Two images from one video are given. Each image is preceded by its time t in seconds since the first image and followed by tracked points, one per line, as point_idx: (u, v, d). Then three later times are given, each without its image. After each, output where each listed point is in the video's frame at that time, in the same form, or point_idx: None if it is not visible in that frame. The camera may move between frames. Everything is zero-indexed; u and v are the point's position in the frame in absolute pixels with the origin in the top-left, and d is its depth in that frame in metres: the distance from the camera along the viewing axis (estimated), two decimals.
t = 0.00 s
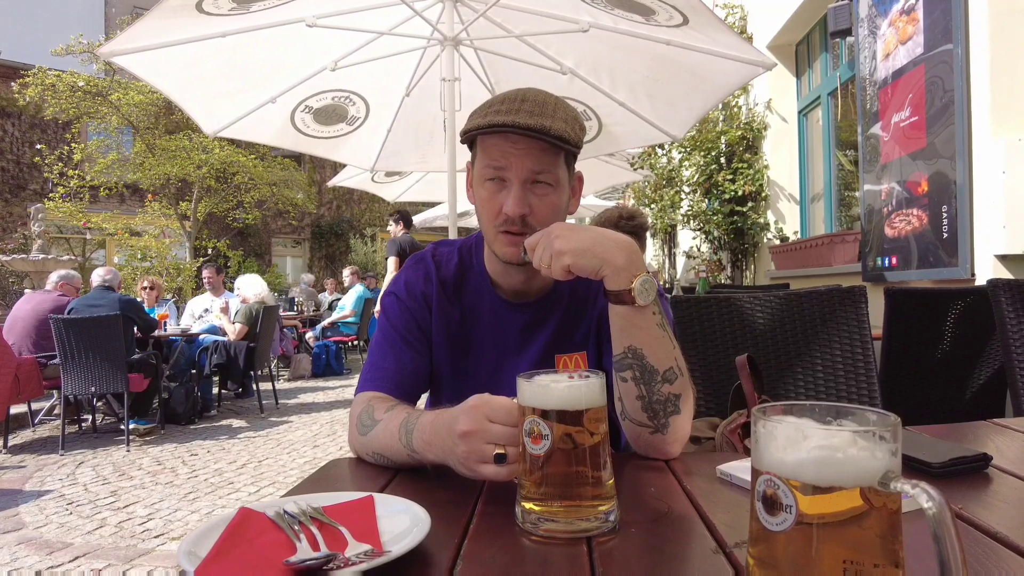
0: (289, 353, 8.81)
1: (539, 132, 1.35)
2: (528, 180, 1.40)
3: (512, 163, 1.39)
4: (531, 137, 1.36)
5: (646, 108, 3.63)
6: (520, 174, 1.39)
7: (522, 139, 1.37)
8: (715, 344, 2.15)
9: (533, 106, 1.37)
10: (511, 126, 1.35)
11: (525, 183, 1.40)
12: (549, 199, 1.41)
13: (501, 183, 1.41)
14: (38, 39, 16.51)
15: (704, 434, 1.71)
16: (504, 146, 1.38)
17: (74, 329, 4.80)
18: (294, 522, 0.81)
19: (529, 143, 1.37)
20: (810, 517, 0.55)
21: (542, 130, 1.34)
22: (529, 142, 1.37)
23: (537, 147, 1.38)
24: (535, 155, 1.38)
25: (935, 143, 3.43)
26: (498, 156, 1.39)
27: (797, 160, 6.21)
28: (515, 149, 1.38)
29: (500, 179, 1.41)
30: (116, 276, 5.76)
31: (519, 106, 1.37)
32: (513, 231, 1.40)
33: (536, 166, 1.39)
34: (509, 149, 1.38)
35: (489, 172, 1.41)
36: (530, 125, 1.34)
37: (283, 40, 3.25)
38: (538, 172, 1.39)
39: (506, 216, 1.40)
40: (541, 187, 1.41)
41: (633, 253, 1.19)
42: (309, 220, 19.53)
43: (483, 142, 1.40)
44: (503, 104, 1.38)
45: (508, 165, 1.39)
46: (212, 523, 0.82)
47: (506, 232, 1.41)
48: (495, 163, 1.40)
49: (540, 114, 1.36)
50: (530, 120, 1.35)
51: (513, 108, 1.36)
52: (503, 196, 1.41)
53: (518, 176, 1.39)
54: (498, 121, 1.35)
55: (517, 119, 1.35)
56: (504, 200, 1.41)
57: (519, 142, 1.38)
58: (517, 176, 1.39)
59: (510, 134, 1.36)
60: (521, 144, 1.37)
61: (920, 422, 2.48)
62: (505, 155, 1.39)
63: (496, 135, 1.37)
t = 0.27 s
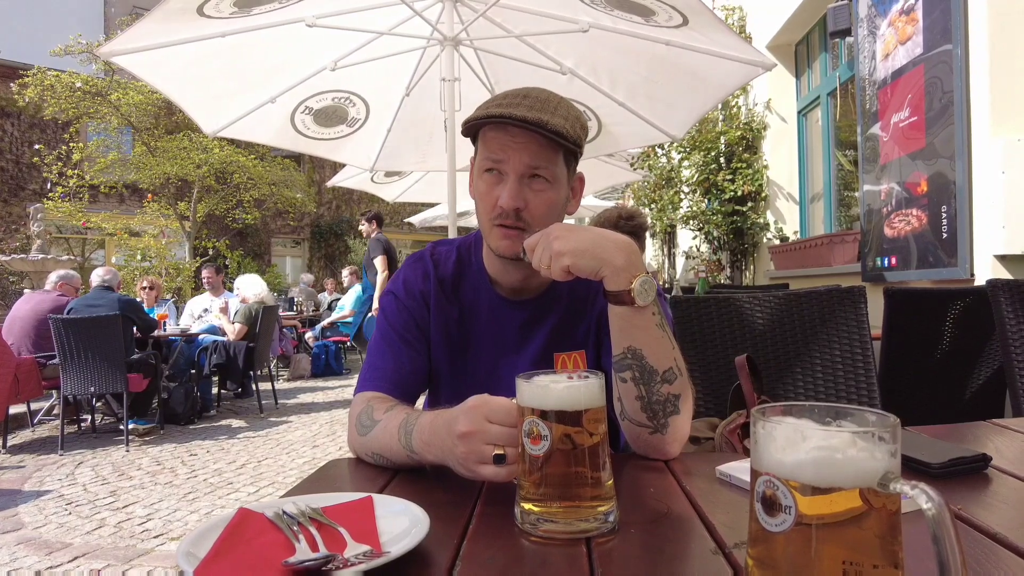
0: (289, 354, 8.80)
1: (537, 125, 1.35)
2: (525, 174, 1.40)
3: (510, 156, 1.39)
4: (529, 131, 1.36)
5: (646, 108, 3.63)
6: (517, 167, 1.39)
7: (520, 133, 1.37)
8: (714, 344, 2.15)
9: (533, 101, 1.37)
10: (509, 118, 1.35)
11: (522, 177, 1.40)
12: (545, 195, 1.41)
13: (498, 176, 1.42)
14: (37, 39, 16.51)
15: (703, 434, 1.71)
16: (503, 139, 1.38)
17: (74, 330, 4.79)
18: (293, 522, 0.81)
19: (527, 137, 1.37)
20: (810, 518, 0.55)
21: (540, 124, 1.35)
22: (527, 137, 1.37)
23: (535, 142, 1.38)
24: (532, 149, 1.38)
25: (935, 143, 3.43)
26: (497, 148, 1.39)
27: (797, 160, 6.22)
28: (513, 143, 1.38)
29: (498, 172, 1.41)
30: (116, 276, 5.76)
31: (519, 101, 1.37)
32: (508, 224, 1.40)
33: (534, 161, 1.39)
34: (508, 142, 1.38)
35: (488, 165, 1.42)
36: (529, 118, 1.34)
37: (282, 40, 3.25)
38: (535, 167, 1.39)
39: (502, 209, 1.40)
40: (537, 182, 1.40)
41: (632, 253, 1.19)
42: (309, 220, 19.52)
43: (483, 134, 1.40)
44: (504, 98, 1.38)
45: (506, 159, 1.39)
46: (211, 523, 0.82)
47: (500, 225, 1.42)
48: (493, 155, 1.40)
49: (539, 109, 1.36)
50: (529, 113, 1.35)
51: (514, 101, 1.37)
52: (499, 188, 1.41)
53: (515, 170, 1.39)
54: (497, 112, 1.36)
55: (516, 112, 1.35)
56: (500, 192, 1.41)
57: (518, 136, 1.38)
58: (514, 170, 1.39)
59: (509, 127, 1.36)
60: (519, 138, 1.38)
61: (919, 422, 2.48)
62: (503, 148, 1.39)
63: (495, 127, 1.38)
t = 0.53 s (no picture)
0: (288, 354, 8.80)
1: (536, 126, 1.35)
2: (524, 175, 1.40)
3: (509, 156, 1.39)
4: (528, 132, 1.35)
5: (645, 108, 3.63)
6: (516, 168, 1.39)
7: (520, 134, 1.37)
8: (713, 344, 2.15)
9: (533, 101, 1.37)
10: (508, 118, 1.34)
11: (521, 178, 1.40)
12: (544, 195, 1.41)
13: (498, 176, 1.42)
14: (37, 39, 16.51)
15: (703, 435, 1.71)
16: (502, 139, 1.38)
17: (73, 330, 4.79)
18: (292, 523, 0.81)
19: (526, 137, 1.37)
20: (809, 519, 0.55)
21: (539, 125, 1.34)
22: (526, 137, 1.37)
23: (534, 142, 1.38)
24: (531, 149, 1.38)
25: (934, 143, 3.43)
26: (496, 148, 1.39)
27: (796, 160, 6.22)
28: (513, 143, 1.38)
29: (497, 172, 1.41)
30: (115, 276, 5.74)
31: (519, 101, 1.37)
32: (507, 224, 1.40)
33: (533, 161, 1.39)
34: (507, 142, 1.38)
35: (487, 164, 1.42)
36: (528, 119, 1.34)
37: (282, 40, 3.25)
38: (534, 168, 1.39)
39: (500, 209, 1.40)
40: (536, 183, 1.40)
41: (632, 253, 1.19)
42: (309, 220, 19.52)
43: (483, 134, 1.40)
44: (504, 98, 1.38)
45: (505, 159, 1.39)
46: (210, 524, 0.82)
47: (499, 225, 1.42)
48: (492, 155, 1.40)
49: (539, 109, 1.36)
50: (528, 114, 1.35)
51: (513, 102, 1.36)
52: (499, 188, 1.41)
53: (514, 170, 1.39)
54: (497, 112, 1.36)
55: (515, 113, 1.35)
56: (499, 192, 1.41)
57: (517, 136, 1.38)
58: (513, 170, 1.39)
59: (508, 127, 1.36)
60: (519, 138, 1.37)
61: (917, 422, 2.48)
62: (503, 148, 1.39)
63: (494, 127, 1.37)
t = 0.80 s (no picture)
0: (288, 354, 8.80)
1: (541, 131, 1.35)
2: (527, 178, 1.40)
3: (513, 159, 1.39)
4: (533, 136, 1.35)
5: (644, 108, 3.63)
6: (519, 171, 1.39)
7: (524, 137, 1.37)
8: (713, 344, 2.15)
9: (538, 105, 1.36)
10: (514, 122, 1.34)
11: (524, 181, 1.40)
12: (546, 198, 1.41)
13: (501, 179, 1.42)
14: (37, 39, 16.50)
15: (702, 435, 1.71)
16: (506, 142, 1.38)
17: (72, 330, 4.79)
18: (291, 523, 0.81)
19: (531, 140, 1.37)
20: (807, 518, 0.55)
21: (545, 130, 1.34)
22: (531, 141, 1.37)
23: (539, 147, 1.38)
24: (535, 153, 1.38)
25: (933, 143, 3.44)
26: (500, 151, 1.39)
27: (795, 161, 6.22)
28: (517, 146, 1.38)
29: (501, 174, 1.41)
30: (114, 276, 5.73)
31: (525, 104, 1.36)
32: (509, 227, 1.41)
33: (537, 164, 1.39)
34: (511, 145, 1.38)
35: (491, 166, 1.42)
36: (533, 123, 1.34)
37: (281, 40, 3.25)
38: (537, 171, 1.39)
39: (503, 212, 1.40)
40: (539, 186, 1.41)
41: (630, 253, 1.19)
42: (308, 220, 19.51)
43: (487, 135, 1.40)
44: (509, 100, 1.38)
45: (509, 162, 1.39)
46: (209, 524, 0.82)
47: (500, 227, 1.42)
48: (496, 158, 1.40)
49: (544, 113, 1.36)
50: (533, 118, 1.34)
51: (519, 105, 1.36)
52: (501, 191, 1.41)
53: (518, 173, 1.39)
54: (502, 115, 1.35)
55: (520, 117, 1.34)
56: (501, 195, 1.41)
57: (522, 139, 1.38)
58: (517, 173, 1.39)
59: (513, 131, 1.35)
60: (523, 142, 1.37)
61: (916, 422, 2.48)
62: (507, 151, 1.39)
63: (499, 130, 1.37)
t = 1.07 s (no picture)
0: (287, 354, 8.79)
1: (563, 136, 1.36)
2: (542, 181, 1.40)
3: (529, 162, 1.39)
4: (555, 140, 1.36)
5: (643, 108, 3.64)
6: (535, 173, 1.39)
7: (545, 141, 1.37)
8: (712, 344, 2.15)
9: (559, 109, 1.37)
10: (538, 125, 1.34)
11: (538, 184, 1.40)
12: (556, 202, 1.42)
13: (514, 180, 1.41)
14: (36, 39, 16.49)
15: (701, 434, 1.71)
16: (525, 144, 1.38)
17: (72, 330, 4.79)
18: (290, 523, 0.81)
19: (550, 144, 1.37)
20: (805, 517, 0.55)
21: (567, 136, 1.35)
22: (550, 145, 1.37)
23: (556, 151, 1.38)
24: (553, 157, 1.38)
25: (931, 143, 3.44)
26: (517, 152, 1.39)
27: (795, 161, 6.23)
28: (535, 149, 1.38)
29: (515, 176, 1.41)
30: (113, 276, 5.73)
31: (546, 108, 1.37)
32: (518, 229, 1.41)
33: (552, 168, 1.39)
34: (529, 148, 1.38)
35: (505, 167, 1.41)
36: (556, 128, 1.35)
37: (280, 40, 3.25)
38: (552, 175, 1.40)
39: (514, 213, 1.40)
40: (551, 190, 1.41)
41: (629, 253, 1.19)
42: (307, 220, 19.50)
43: (506, 136, 1.39)
44: (530, 102, 1.37)
45: (525, 164, 1.39)
46: (209, 523, 0.82)
47: (509, 228, 1.42)
48: (512, 159, 1.40)
49: (565, 119, 1.36)
50: (556, 123, 1.35)
51: (541, 108, 1.36)
52: (513, 192, 1.41)
53: (533, 175, 1.39)
54: (525, 117, 1.35)
55: (544, 121, 1.35)
56: (514, 196, 1.41)
57: (540, 142, 1.38)
58: (532, 176, 1.39)
59: (536, 134, 1.36)
60: (542, 145, 1.38)
61: (914, 422, 2.48)
62: (524, 153, 1.39)
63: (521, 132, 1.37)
